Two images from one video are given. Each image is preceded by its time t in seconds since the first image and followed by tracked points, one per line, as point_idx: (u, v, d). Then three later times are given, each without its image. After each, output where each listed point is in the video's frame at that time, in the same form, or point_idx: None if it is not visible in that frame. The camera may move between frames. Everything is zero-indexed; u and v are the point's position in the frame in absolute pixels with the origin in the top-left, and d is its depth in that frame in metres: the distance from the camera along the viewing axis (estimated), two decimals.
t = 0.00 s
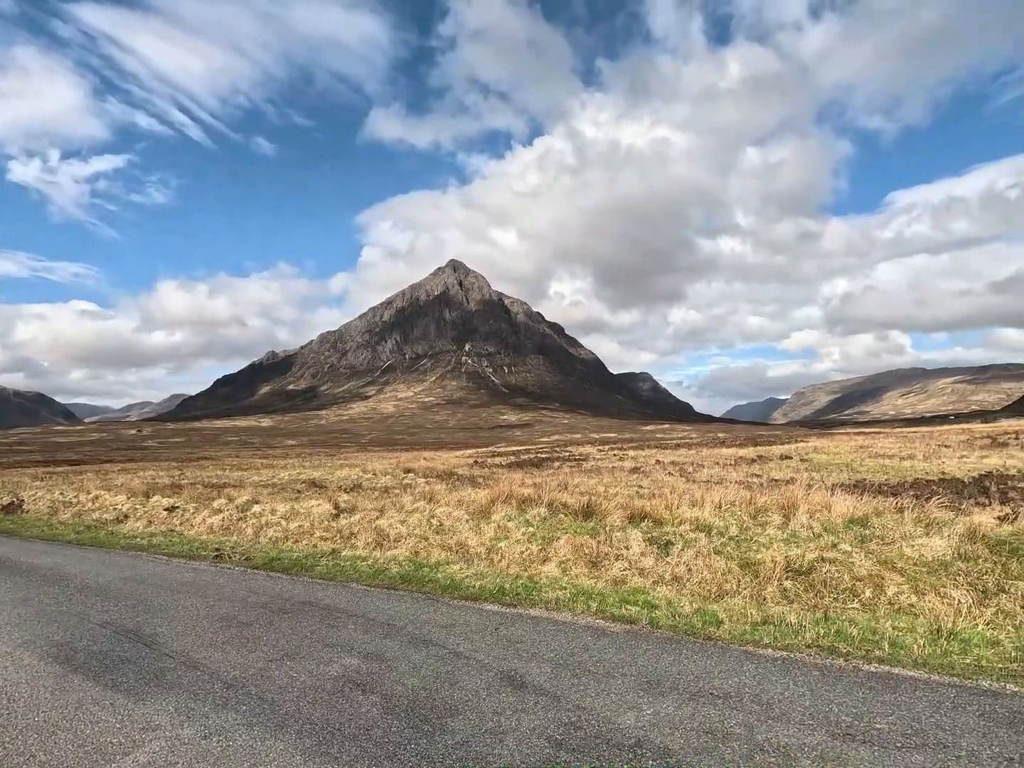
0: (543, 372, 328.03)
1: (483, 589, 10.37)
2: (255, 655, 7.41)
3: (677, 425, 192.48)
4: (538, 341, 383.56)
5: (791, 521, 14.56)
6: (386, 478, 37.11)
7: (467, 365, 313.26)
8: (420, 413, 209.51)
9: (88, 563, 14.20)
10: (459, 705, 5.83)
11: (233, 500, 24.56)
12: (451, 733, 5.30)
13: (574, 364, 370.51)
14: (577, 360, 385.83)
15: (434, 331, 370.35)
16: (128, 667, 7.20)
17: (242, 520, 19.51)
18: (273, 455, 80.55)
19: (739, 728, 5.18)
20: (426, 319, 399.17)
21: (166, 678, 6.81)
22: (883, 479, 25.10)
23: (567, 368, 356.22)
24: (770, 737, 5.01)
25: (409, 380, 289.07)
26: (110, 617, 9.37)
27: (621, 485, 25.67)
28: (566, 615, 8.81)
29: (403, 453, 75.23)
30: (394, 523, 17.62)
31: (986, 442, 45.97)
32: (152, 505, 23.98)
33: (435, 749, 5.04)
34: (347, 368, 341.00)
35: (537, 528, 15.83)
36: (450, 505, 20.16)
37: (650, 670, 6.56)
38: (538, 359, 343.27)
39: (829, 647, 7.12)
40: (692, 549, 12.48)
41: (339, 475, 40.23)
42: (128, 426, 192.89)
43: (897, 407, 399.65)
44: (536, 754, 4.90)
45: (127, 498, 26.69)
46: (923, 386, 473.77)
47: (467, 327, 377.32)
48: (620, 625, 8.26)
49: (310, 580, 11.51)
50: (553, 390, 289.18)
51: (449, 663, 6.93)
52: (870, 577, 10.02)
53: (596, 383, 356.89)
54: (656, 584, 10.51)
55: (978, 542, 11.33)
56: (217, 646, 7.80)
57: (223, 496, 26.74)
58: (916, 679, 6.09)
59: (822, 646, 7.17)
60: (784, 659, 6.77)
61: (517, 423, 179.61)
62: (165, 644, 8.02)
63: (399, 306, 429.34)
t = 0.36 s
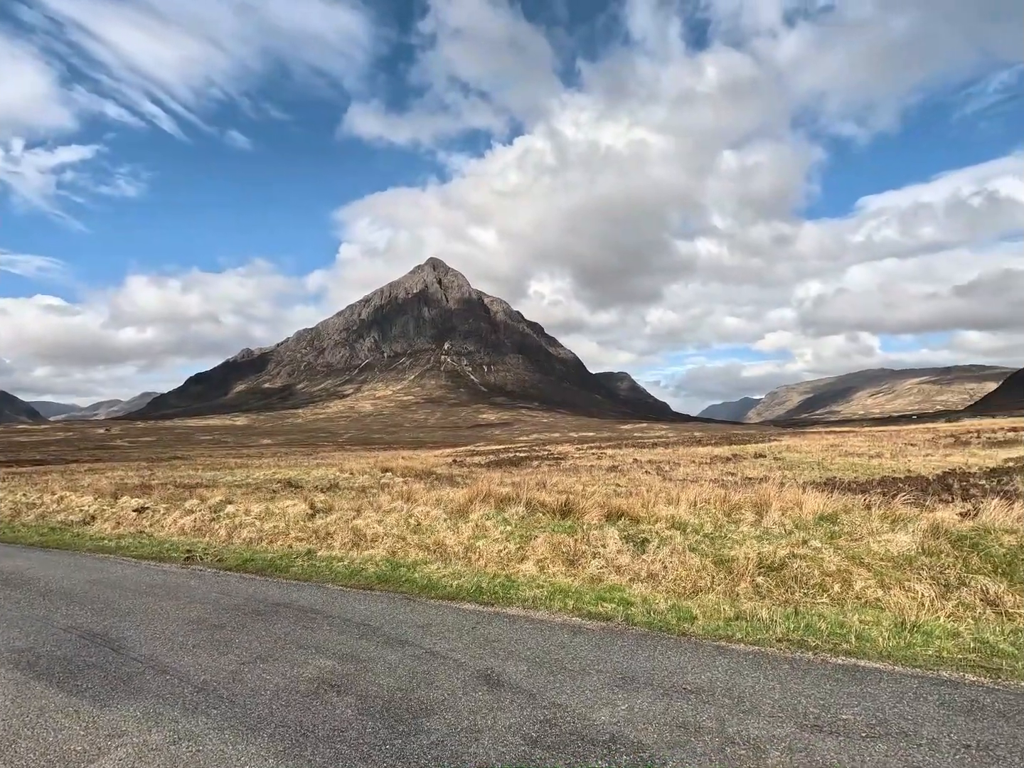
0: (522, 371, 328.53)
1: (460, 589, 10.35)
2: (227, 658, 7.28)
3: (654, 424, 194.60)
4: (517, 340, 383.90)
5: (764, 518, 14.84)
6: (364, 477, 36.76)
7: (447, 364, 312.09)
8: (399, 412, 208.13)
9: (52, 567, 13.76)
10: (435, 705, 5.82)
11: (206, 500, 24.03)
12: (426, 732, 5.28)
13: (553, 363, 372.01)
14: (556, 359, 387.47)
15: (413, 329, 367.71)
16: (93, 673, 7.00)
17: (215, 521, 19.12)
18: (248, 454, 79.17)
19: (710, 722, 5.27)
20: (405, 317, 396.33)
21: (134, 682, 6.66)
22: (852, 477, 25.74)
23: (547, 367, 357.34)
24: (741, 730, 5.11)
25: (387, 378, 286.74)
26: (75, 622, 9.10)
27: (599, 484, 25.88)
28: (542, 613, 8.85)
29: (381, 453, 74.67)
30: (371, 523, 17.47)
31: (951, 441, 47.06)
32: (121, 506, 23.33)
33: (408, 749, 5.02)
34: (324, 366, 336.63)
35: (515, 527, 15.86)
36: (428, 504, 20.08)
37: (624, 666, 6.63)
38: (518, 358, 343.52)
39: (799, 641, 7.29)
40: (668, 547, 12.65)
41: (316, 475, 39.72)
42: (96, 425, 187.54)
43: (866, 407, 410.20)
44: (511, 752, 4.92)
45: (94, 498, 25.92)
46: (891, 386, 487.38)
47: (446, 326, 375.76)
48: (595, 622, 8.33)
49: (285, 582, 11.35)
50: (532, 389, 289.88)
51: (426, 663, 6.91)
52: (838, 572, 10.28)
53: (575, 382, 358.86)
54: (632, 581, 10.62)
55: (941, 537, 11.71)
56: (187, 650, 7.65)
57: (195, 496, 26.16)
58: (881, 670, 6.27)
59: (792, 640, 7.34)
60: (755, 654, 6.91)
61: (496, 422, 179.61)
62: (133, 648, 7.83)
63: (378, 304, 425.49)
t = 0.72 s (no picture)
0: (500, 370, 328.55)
1: (435, 588, 10.31)
2: (194, 663, 7.12)
3: (630, 424, 196.61)
4: (495, 339, 383.80)
5: (735, 516, 15.15)
6: (338, 477, 36.33)
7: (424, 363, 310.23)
8: (375, 411, 206.17)
9: (10, 571, 13.25)
10: (407, 706, 5.78)
11: (174, 501, 23.42)
12: (397, 734, 5.25)
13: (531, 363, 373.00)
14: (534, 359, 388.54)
15: (390, 327, 364.38)
16: (52, 680, 6.77)
17: (184, 522, 18.66)
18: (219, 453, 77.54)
19: (680, 716, 5.35)
20: (382, 316, 392.71)
21: (96, 689, 6.47)
22: (820, 475, 26.46)
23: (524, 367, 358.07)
24: (709, 723, 5.20)
25: (364, 377, 283.74)
26: (33, 628, 8.79)
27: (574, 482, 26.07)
28: (517, 611, 8.86)
29: (357, 452, 73.87)
30: (345, 523, 17.27)
31: (915, 440, 48.26)
32: (85, 508, 22.60)
33: (379, 751, 4.98)
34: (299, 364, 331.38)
35: (490, 526, 15.86)
36: (404, 504, 19.94)
37: (596, 663, 6.69)
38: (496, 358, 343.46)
39: (767, 636, 7.46)
40: (641, 544, 12.80)
41: (289, 475, 39.08)
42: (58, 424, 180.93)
43: (834, 407, 421.07)
44: (483, 751, 4.92)
45: (55, 500, 25.05)
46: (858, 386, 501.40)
47: (423, 324, 373.60)
48: (569, 620, 8.39)
49: (256, 584, 11.14)
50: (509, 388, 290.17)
51: (399, 663, 6.86)
52: (806, 568, 10.55)
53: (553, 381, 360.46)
54: (606, 579, 10.72)
55: (903, 532, 12.10)
56: (153, 654, 7.46)
57: (163, 497, 25.50)
58: (844, 663, 6.46)
59: (760, 634, 7.50)
60: (725, 649, 7.04)
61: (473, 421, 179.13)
62: (96, 654, 7.60)
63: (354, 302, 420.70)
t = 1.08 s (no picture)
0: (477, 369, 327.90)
1: (408, 588, 10.24)
2: (158, 668, 6.94)
3: (606, 423, 198.42)
4: (472, 339, 383.05)
5: (706, 513, 15.42)
6: (312, 477, 35.80)
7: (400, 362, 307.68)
8: (350, 410, 203.64)
9: None
10: (380, 707, 5.74)
11: (140, 503, 22.75)
12: (368, 736, 5.21)
13: (508, 362, 373.24)
14: (511, 358, 388.93)
15: (365, 325, 360.27)
16: (5, 690, 6.51)
17: (149, 524, 18.14)
18: (187, 454, 75.68)
19: (650, 712, 5.43)
20: (357, 314, 388.09)
21: (53, 698, 6.25)
22: (789, 474, 27.07)
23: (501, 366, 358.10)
24: (678, 718, 5.29)
25: (339, 375, 280.16)
26: None
27: (549, 481, 26.19)
28: (491, 611, 8.86)
29: (330, 452, 72.90)
30: (317, 523, 17.03)
31: (879, 439, 49.61)
32: (44, 510, 21.78)
33: (350, 754, 4.94)
34: (272, 362, 325.30)
35: (466, 525, 15.82)
36: (378, 504, 19.76)
37: (569, 661, 6.74)
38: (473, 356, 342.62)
39: (735, 631, 7.61)
40: (615, 543, 12.93)
41: (260, 475, 38.30)
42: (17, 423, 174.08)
43: (804, 406, 431.48)
44: (455, 751, 4.91)
45: (12, 502, 24.07)
46: (826, 387, 515.03)
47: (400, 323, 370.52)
48: (543, 618, 8.43)
49: (225, 586, 10.91)
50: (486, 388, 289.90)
51: (371, 665, 6.80)
52: (774, 564, 10.80)
53: (529, 381, 361.42)
54: (580, 577, 10.80)
55: (866, 529, 12.48)
56: (115, 661, 7.23)
57: (129, 498, 24.77)
58: (809, 656, 6.64)
59: (729, 630, 7.65)
60: (695, 645, 7.16)
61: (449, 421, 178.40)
62: (53, 661, 7.33)
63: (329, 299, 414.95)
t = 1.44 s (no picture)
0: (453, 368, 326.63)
1: (380, 588, 10.17)
2: (120, 673, 6.75)
3: (581, 422, 199.73)
4: (448, 337, 381.25)
5: (678, 511, 15.69)
6: (284, 476, 35.22)
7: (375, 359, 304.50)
8: (323, 408, 200.83)
9: None
10: (349, 708, 5.70)
11: (103, 504, 22.06)
12: (337, 737, 5.17)
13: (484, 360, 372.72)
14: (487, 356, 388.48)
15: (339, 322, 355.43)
16: None
17: (112, 525, 17.60)
18: (153, 453, 73.72)
19: (618, 706, 5.51)
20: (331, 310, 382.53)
21: (8, 706, 6.02)
22: (758, 471, 27.67)
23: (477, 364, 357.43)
24: (646, 712, 5.38)
25: (312, 373, 275.89)
26: None
27: (524, 480, 26.27)
28: (464, 609, 8.86)
29: (303, 451, 71.83)
30: (288, 523, 16.77)
31: (843, 438, 50.92)
32: None
33: (318, 756, 4.90)
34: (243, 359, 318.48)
35: (440, 524, 15.78)
36: (351, 503, 19.54)
37: (540, 658, 6.80)
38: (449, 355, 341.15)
39: (703, 625, 7.78)
40: (587, 540, 13.05)
41: (229, 474, 37.48)
42: None
43: (773, 405, 441.78)
44: (424, 750, 4.91)
45: None
46: (795, 387, 528.07)
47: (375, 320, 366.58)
48: (515, 616, 8.47)
49: (192, 588, 10.67)
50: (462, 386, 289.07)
51: (341, 666, 6.74)
52: (742, 559, 11.06)
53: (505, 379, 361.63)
54: (553, 575, 10.88)
55: (829, 524, 12.88)
56: (73, 667, 7.01)
57: (91, 498, 23.99)
58: (773, 648, 6.83)
59: (697, 624, 7.82)
60: (664, 639, 7.30)
61: (425, 419, 177.34)
62: (8, 669, 7.07)
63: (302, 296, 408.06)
